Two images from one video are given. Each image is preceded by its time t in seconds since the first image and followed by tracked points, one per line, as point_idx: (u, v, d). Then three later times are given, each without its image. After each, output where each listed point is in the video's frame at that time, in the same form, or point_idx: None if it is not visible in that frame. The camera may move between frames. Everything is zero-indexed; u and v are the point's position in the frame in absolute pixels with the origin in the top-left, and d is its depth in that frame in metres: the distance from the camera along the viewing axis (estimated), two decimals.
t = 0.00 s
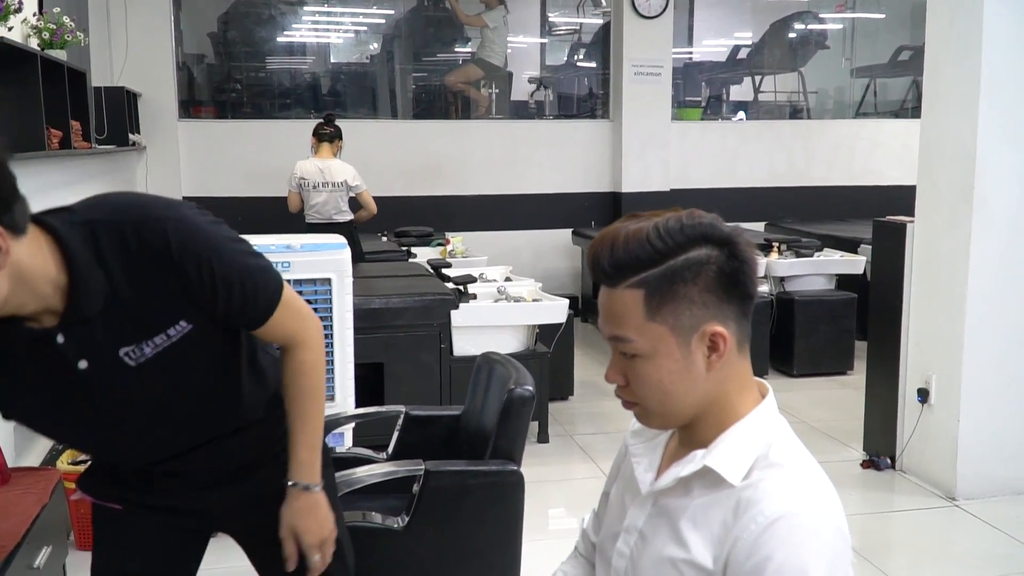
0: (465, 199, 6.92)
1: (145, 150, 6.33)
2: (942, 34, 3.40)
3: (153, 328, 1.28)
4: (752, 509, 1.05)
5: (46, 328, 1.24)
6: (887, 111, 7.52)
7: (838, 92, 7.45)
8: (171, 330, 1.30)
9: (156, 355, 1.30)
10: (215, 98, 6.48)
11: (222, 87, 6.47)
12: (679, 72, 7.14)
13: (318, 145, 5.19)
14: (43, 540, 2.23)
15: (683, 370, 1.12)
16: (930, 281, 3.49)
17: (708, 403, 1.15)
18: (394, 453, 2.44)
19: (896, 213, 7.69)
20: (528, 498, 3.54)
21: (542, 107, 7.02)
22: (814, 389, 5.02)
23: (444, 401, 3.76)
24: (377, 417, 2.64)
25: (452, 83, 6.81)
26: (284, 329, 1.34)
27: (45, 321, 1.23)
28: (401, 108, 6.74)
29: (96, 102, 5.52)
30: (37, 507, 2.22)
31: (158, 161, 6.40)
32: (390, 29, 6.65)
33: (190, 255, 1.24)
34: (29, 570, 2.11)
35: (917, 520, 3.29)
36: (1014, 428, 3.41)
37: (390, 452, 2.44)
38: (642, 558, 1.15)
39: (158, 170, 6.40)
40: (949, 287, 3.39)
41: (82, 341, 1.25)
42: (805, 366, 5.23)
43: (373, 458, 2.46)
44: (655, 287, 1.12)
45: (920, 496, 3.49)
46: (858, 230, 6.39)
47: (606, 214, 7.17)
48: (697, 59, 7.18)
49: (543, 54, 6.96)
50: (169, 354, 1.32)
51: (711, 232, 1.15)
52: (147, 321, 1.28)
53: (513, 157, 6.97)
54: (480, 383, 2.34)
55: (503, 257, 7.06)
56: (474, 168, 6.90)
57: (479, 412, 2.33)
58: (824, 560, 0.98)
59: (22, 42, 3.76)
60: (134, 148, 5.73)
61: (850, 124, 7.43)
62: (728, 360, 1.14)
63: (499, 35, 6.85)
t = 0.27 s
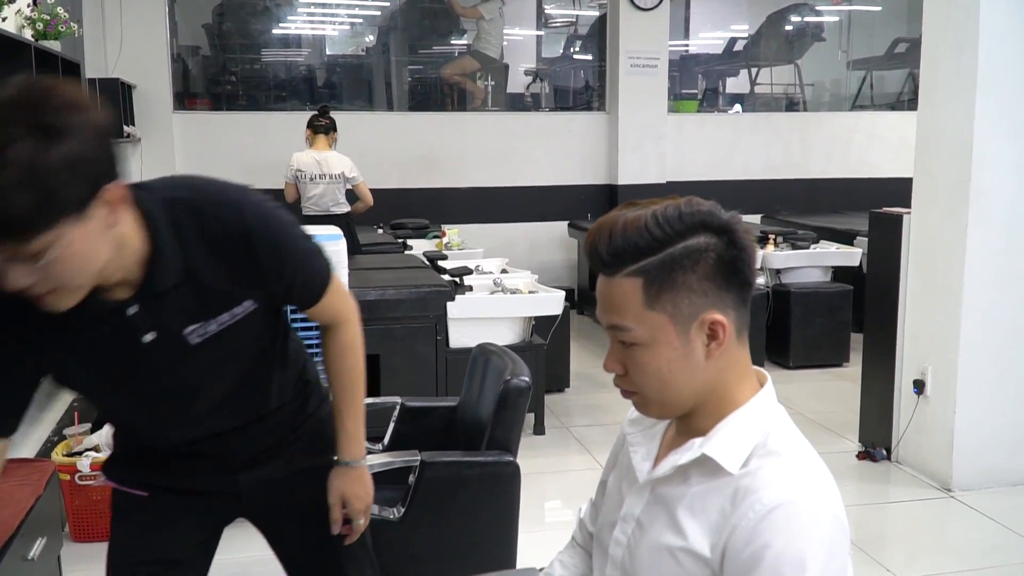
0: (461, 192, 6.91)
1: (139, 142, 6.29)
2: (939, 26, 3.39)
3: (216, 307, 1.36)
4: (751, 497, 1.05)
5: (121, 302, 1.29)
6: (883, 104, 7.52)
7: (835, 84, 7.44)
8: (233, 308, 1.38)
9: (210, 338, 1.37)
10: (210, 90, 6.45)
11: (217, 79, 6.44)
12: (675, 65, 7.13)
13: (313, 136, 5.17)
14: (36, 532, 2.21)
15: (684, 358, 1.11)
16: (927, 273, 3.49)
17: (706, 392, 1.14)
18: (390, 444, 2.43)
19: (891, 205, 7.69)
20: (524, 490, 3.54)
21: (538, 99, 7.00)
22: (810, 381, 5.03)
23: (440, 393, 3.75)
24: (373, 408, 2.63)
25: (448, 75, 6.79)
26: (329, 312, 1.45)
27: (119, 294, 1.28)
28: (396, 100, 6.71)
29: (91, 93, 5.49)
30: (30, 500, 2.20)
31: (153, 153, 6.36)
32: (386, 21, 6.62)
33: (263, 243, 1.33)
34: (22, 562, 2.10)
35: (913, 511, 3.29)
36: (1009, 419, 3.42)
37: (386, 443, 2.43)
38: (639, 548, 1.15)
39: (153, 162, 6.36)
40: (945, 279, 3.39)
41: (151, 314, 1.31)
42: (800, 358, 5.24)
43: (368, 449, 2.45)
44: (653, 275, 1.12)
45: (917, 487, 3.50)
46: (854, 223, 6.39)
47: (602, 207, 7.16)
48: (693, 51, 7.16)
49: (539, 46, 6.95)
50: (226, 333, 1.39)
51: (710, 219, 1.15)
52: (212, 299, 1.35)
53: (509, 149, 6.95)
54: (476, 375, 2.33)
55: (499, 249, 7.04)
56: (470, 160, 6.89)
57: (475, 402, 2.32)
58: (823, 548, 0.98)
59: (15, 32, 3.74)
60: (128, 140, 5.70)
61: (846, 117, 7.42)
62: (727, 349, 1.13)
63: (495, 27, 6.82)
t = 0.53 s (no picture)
0: (456, 184, 6.90)
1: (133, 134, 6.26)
2: (934, 17, 3.38)
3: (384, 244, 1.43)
4: (744, 488, 1.05)
5: (330, 214, 1.33)
6: (878, 95, 7.51)
7: (830, 76, 7.43)
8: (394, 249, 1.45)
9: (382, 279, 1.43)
10: (204, 82, 6.43)
11: (211, 71, 6.42)
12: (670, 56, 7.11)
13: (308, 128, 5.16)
14: (30, 525, 2.21)
15: (678, 349, 1.11)
16: (921, 264, 3.49)
17: (701, 382, 1.14)
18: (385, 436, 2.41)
19: (886, 197, 7.69)
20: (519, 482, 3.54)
21: (532, 91, 6.99)
22: (805, 373, 5.03)
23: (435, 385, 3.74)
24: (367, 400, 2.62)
25: (442, 67, 6.78)
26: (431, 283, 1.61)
27: (326, 210, 1.33)
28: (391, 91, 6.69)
29: (84, 85, 5.46)
30: (24, 493, 2.19)
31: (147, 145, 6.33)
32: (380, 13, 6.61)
33: (412, 203, 1.50)
34: (17, 554, 2.09)
35: (906, 502, 3.30)
36: (1003, 411, 3.43)
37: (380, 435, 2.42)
38: (632, 538, 1.15)
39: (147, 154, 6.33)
40: (940, 270, 3.39)
41: (343, 237, 1.36)
42: (796, 350, 5.24)
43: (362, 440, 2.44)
44: (648, 266, 1.11)
45: (911, 478, 3.50)
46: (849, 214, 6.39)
47: (597, 198, 7.15)
48: (688, 43, 7.14)
49: (534, 38, 6.93)
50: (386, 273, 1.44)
51: (706, 210, 1.14)
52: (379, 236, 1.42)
53: (504, 141, 6.94)
54: (471, 366, 2.32)
55: (494, 241, 7.03)
56: (465, 152, 6.87)
57: (469, 394, 2.31)
58: (816, 539, 0.98)
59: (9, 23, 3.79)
60: (122, 132, 5.68)
61: (841, 109, 7.42)
62: (722, 339, 1.13)
63: (490, 19, 6.81)
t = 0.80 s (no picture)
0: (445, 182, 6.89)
1: (120, 132, 6.22)
2: (921, 16, 3.40)
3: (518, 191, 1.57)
4: (730, 487, 1.05)
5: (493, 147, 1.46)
6: (866, 94, 7.54)
7: (817, 75, 7.45)
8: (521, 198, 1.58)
9: (510, 227, 1.56)
10: (191, 79, 6.39)
11: (198, 68, 6.39)
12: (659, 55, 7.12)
13: (297, 126, 5.14)
14: (17, 526, 2.19)
15: (665, 350, 1.11)
16: (908, 262, 3.51)
17: (687, 383, 1.14)
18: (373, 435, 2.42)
19: (873, 195, 7.72)
20: (509, 481, 3.54)
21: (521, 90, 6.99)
22: (792, 371, 5.05)
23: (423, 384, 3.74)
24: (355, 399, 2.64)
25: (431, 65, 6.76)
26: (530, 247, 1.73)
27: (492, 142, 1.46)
28: (380, 89, 6.68)
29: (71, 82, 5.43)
30: (10, 494, 2.17)
31: (134, 143, 6.29)
32: (369, 10, 6.58)
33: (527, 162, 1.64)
34: (3, 555, 2.08)
35: (894, 499, 3.32)
36: (989, 408, 3.45)
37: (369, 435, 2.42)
38: (619, 538, 1.15)
39: (134, 152, 6.30)
40: (927, 268, 3.41)
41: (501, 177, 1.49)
42: (783, 348, 5.26)
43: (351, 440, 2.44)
44: (635, 266, 1.12)
45: (898, 476, 3.52)
46: (837, 213, 6.42)
47: (586, 197, 7.16)
48: (677, 42, 7.15)
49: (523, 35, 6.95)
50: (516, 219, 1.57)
51: (693, 209, 1.14)
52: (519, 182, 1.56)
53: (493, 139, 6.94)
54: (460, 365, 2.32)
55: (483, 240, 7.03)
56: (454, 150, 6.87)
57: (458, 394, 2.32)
58: (801, 538, 0.99)
59: None
60: (110, 131, 5.64)
61: (829, 108, 7.45)
62: (710, 339, 1.13)
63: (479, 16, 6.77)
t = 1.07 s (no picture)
0: (424, 182, 6.88)
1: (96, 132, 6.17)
2: (898, 18, 3.42)
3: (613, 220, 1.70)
4: (708, 485, 1.06)
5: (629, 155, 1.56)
6: (842, 94, 7.59)
7: (795, 75, 7.48)
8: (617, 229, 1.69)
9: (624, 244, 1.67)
10: (167, 79, 6.34)
11: (174, 68, 6.32)
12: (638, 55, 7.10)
13: (275, 126, 5.11)
14: None
15: (643, 350, 1.12)
16: (884, 261, 3.55)
17: (666, 382, 1.15)
18: (353, 436, 2.42)
19: (849, 194, 7.79)
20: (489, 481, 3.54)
21: (501, 90, 6.96)
22: (770, 369, 5.09)
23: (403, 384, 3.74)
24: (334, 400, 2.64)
25: (410, 64, 6.72)
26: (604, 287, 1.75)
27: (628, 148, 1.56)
28: (358, 89, 6.65)
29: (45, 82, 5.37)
30: None
31: (110, 143, 6.23)
32: (347, 10, 6.52)
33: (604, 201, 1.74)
34: None
35: (870, 496, 3.35)
36: (964, 406, 3.49)
37: (348, 436, 2.42)
38: (599, 537, 1.15)
39: (111, 152, 6.24)
40: (902, 267, 3.45)
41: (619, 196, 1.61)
42: (761, 346, 5.30)
43: (330, 441, 2.43)
44: (614, 267, 1.12)
45: (875, 473, 3.56)
46: (814, 212, 6.47)
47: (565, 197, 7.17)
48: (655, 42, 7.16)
49: (501, 36, 6.87)
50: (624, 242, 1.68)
51: (672, 210, 1.15)
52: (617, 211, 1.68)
53: (472, 139, 6.94)
54: (438, 366, 2.33)
55: (462, 240, 7.03)
56: (432, 150, 6.86)
57: (437, 395, 2.32)
58: (778, 537, 0.99)
59: None
60: (85, 131, 5.59)
61: (805, 108, 7.50)
62: (688, 339, 1.14)
63: (457, 16, 6.74)
